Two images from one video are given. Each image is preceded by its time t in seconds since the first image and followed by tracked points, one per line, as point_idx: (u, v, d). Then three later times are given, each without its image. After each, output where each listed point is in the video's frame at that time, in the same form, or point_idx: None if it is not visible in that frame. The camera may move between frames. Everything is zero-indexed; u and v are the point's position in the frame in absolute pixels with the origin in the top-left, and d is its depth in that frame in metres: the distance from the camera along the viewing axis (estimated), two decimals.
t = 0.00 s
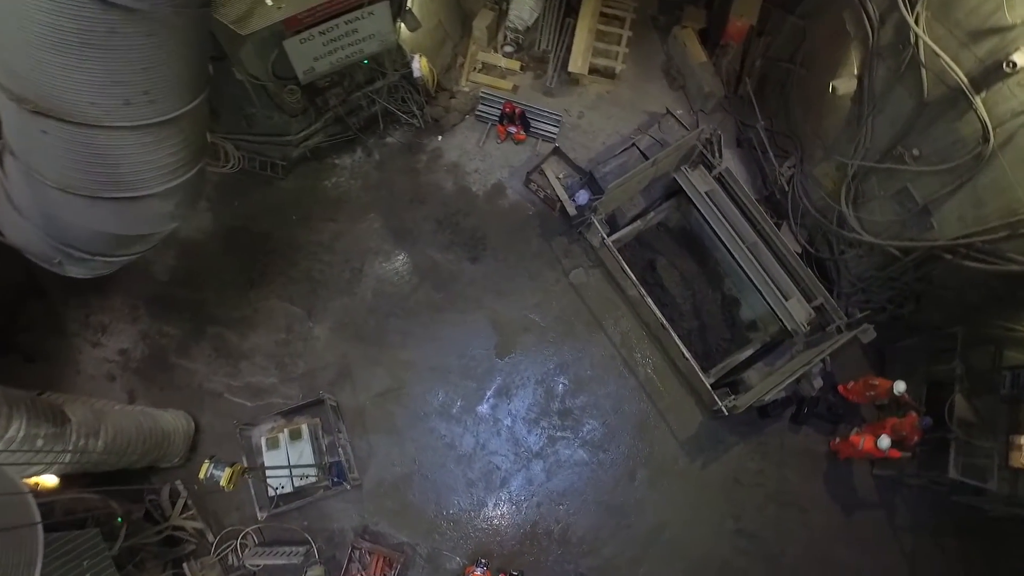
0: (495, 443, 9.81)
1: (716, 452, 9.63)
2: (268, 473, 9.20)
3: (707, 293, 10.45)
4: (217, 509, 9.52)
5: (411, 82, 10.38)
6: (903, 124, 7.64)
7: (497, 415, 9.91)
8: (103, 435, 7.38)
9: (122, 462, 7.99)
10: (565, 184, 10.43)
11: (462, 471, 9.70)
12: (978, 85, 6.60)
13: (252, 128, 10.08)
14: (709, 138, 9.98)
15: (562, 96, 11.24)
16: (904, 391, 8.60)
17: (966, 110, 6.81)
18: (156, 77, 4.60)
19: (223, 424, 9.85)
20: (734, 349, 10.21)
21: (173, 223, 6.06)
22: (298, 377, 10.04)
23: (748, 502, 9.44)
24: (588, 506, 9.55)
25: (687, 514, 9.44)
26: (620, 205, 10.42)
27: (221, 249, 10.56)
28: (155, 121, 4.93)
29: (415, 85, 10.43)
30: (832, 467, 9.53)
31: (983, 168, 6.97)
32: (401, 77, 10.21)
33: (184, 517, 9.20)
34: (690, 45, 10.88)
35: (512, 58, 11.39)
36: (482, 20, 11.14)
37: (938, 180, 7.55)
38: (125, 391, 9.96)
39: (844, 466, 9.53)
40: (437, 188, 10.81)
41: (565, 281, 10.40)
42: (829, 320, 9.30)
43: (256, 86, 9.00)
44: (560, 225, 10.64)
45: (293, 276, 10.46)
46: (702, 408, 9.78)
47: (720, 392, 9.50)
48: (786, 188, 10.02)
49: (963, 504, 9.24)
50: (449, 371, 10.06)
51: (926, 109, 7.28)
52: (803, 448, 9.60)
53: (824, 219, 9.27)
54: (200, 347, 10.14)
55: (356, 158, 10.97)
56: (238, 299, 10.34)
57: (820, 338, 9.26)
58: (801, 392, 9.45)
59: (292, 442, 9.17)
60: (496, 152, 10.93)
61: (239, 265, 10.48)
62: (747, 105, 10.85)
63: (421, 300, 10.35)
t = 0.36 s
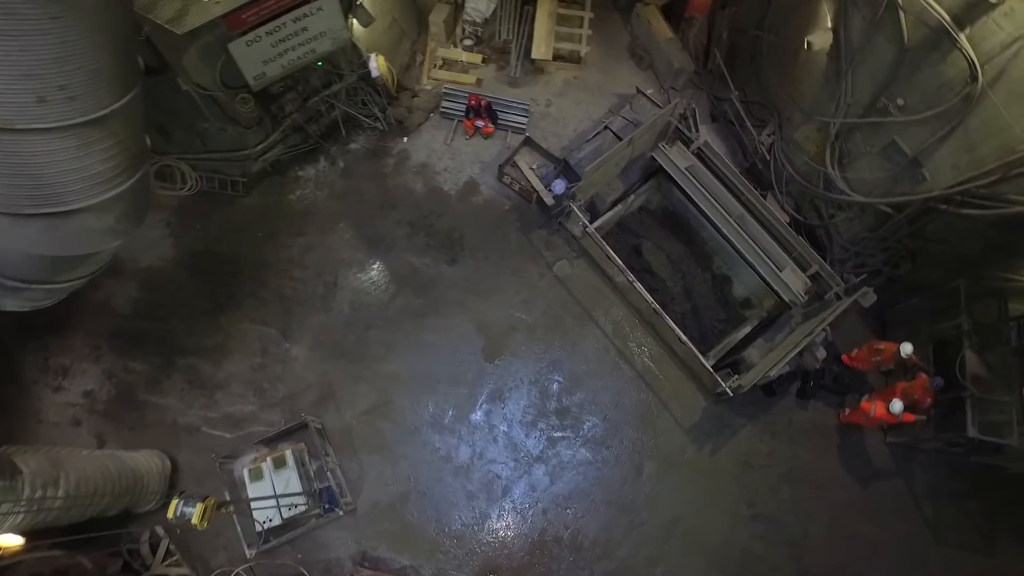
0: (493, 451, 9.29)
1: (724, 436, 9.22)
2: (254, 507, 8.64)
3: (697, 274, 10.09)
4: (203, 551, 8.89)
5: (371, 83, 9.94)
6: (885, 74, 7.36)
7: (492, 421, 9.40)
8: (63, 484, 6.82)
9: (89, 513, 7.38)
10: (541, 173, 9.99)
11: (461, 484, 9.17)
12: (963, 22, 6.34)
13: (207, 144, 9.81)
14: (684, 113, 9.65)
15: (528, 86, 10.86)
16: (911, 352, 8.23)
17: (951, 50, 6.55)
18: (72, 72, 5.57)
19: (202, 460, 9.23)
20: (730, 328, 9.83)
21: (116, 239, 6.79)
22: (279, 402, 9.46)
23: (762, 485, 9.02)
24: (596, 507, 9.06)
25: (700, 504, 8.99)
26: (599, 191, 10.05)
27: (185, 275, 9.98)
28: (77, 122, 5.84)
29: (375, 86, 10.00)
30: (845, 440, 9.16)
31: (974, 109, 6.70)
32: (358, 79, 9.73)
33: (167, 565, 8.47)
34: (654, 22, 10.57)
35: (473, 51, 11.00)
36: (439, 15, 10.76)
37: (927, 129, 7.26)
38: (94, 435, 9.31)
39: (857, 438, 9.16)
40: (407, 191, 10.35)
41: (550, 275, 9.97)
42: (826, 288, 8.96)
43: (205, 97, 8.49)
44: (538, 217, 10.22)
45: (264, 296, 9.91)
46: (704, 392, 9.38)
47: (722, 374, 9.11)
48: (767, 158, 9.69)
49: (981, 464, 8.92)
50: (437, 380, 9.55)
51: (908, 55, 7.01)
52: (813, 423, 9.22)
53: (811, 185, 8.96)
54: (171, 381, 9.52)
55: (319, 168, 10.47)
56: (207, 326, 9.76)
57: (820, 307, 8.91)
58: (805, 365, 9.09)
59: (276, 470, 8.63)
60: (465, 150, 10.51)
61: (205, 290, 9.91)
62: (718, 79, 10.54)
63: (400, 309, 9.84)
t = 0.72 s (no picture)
0: (487, 463, 8.79)
1: (726, 422, 8.82)
2: (236, 547, 8.02)
3: (681, 258, 9.74)
4: None
5: (324, 92, 9.52)
6: (854, 28, 7.12)
7: (482, 431, 8.90)
8: (10, 546, 5.99)
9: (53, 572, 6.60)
10: (509, 169, 9.63)
11: (456, 501, 8.64)
12: None
13: (156, 170, 9.26)
14: (652, 94, 9.42)
15: (488, 82, 10.50)
16: (909, 315, 7.95)
17: None
18: None
19: (177, 504, 8.60)
20: (722, 311, 9.50)
21: (45, 263, 6.57)
22: (255, 434, 8.88)
23: (772, 469, 8.62)
24: (602, 511, 8.56)
25: (710, 496, 8.56)
26: (573, 181, 9.69)
27: (144, 309, 9.39)
28: None
29: (329, 94, 9.58)
30: (851, 414, 8.82)
31: (950, 54, 6.46)
32: (310, 88, 9.30)
33: None
34: (611, 6, 10.30)
35: (428, 52, 10.64)
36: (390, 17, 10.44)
37: (904, 80, 7.01)
38: (57, 489, 8.63)
39: (863, 410, 8.83)
40: (373, 200, 9.89)
41: (529, 273, 9.55)
42: (815, 258, 8.66)
43: (148, 116, 8.00)
44: (512, 214, 9.82)
45: (230, 324, 9.34)
46: (701, 378, 9.00)
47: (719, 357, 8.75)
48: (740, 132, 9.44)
49: (991, 424, 8.64)
50: (421, 394, 9.05)
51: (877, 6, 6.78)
52: (816, 400, 8.86)
53: (788, 154, 8.70)
54: (137, 423, 8.90)
55: (278, 185, 9.98)
56: (172, 361, 9.17)
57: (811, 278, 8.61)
58: (802, 340, 8.75)
59: (257, 506, 8.03)
60: (429, 153, 10.11)
61: (167, 323, 9.33)
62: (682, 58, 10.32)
63: (376, 323, 9.35)
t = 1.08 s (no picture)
0: (480, 476, 8.27)
1: (726, 408, 8.43)
2: None
3: (661, 244, 9.42)
4: None
5: (274, 104, 9.05)
6: None
7: (472, 443, 8.39)
8: None
9: None
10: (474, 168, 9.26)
11: (451, 521, 8.09)
12: None
13: (101, 200, 8.56)
14: (615, 78, 9.16)
15: (446, 82, 10.13)
16: (902, 276, 7.64)
17: None
18: None
19: (150, 555, 7.93)
20: (708, 295, 9.20)
21: None
22: (229, 471, 8.27)
23: (779, 452, 8.23)
24: (606, 515, 8.07)
25: (717, 487, 8.13)
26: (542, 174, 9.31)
27: (99, 349, 8.75)
28: None
29: (280, 106, 9.12)
30: (853, 387, 8.48)
31: None
32: (258, 100, 8.83)
33: None
34: None
35: (380, 56, 10.28)
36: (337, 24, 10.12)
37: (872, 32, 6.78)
38: (15, 553, 7.90)
39: (865, 381, 8.50)
40: (335, 213, 9.42)
41: (507, 273, 9.12)
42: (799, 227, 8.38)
43: (83, 141, 7.46)
44: (483, 214, 9.41)
45: (193, 357, 8.75)
46: (695, 365, 8.62)
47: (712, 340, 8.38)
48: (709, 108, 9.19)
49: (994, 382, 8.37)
50: (403, 410, 8.53)
51: None
52: (816, 375, 8.51)
53: (763, 125, 8.45)
54: (99, 472, 8.22)
55: (235, 205, 9.46)
56: (134, 402, 8.53)
57: (798, 249, 8.31)
58: (795, 314, 8.41)
59: (235, 548, 7.36)
60: (390, 159, 9.69)
61: (124, 362, 8.69)
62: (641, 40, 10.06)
63: (350, 340, 8.83)
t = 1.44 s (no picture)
0: (472, 499, 7.71)
1: (723, 399, 8.02)
2: None
3: (638, 236, 9.08)
4: None
5: (220, 125, 8.54)
6: None
7: (462, 465, 7.85)
8: None
9: None
10: (439, 176, 8.91)
11: (446, 550, 7.50)
12: None
13: (38, 243, 7.90)
14: (575, 71, 8.90)
15: (401, 91, 9.74)
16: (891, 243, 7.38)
17: None
18: None
19: None
20: (693, 283, 8.90)
21: None
22: (200, 521, 7.60)
23: (783, 440, 7.83)
24: (610, 526, 7.56)
25: (724, 484, 7.68)
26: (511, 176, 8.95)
27: (48, 404, 8.04)
28: None
29: (226, 127, 8.61)
30: (852, 364, 8.15)
31: None
32: (202, 123, 8.30)
33: None
34: None
35: (330, 70, 9.82)
36: (281, 41, 9.56)
37: None
38: None
39: (863, 357, 8.17)
40: (295, 235, 8.90)
41: (481, 281, 8.67)
42: (780, 203, 8.09)
43: (6, 175, 6.85)
44: (451, 222, 8.98)
45: (153, 402, 8.09)
46: (687, 358, 8.22)
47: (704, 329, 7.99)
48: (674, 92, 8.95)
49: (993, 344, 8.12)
50: (385, 436, 7.97)
51: None
52: (813, 356, 8.17)
53: (733, 102, 8.20)
54: (56, 538, 7.49)
55: (186, 237, 8.89)
56: (90, 457, 7.83)
57: (782, 226, 8.02)
58: (786, 295, 8.07)
59: None
60: (349, 174, 9.24)
61: (76, 415, 7.99)
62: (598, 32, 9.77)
63: (322, 367, 8.27)
